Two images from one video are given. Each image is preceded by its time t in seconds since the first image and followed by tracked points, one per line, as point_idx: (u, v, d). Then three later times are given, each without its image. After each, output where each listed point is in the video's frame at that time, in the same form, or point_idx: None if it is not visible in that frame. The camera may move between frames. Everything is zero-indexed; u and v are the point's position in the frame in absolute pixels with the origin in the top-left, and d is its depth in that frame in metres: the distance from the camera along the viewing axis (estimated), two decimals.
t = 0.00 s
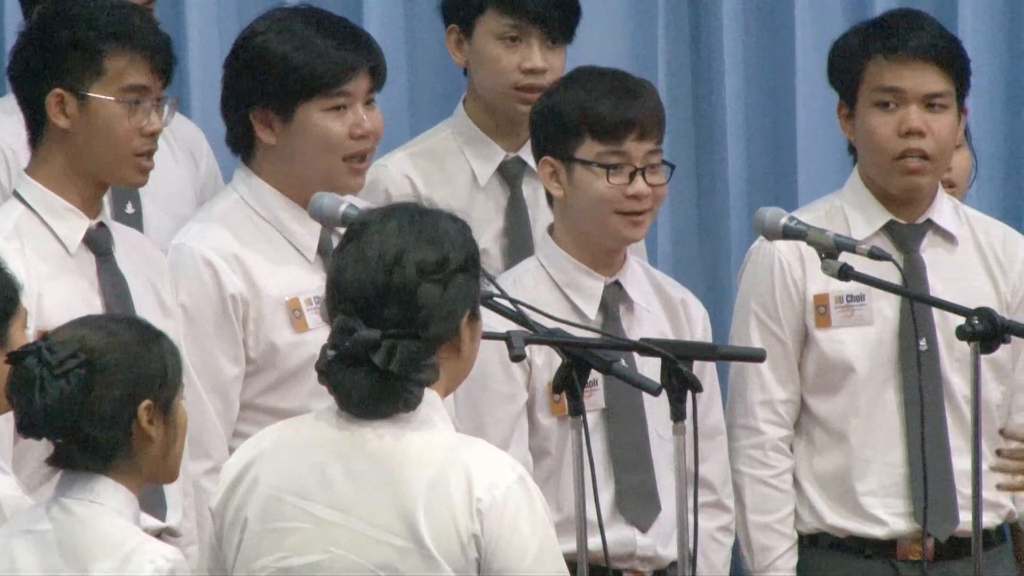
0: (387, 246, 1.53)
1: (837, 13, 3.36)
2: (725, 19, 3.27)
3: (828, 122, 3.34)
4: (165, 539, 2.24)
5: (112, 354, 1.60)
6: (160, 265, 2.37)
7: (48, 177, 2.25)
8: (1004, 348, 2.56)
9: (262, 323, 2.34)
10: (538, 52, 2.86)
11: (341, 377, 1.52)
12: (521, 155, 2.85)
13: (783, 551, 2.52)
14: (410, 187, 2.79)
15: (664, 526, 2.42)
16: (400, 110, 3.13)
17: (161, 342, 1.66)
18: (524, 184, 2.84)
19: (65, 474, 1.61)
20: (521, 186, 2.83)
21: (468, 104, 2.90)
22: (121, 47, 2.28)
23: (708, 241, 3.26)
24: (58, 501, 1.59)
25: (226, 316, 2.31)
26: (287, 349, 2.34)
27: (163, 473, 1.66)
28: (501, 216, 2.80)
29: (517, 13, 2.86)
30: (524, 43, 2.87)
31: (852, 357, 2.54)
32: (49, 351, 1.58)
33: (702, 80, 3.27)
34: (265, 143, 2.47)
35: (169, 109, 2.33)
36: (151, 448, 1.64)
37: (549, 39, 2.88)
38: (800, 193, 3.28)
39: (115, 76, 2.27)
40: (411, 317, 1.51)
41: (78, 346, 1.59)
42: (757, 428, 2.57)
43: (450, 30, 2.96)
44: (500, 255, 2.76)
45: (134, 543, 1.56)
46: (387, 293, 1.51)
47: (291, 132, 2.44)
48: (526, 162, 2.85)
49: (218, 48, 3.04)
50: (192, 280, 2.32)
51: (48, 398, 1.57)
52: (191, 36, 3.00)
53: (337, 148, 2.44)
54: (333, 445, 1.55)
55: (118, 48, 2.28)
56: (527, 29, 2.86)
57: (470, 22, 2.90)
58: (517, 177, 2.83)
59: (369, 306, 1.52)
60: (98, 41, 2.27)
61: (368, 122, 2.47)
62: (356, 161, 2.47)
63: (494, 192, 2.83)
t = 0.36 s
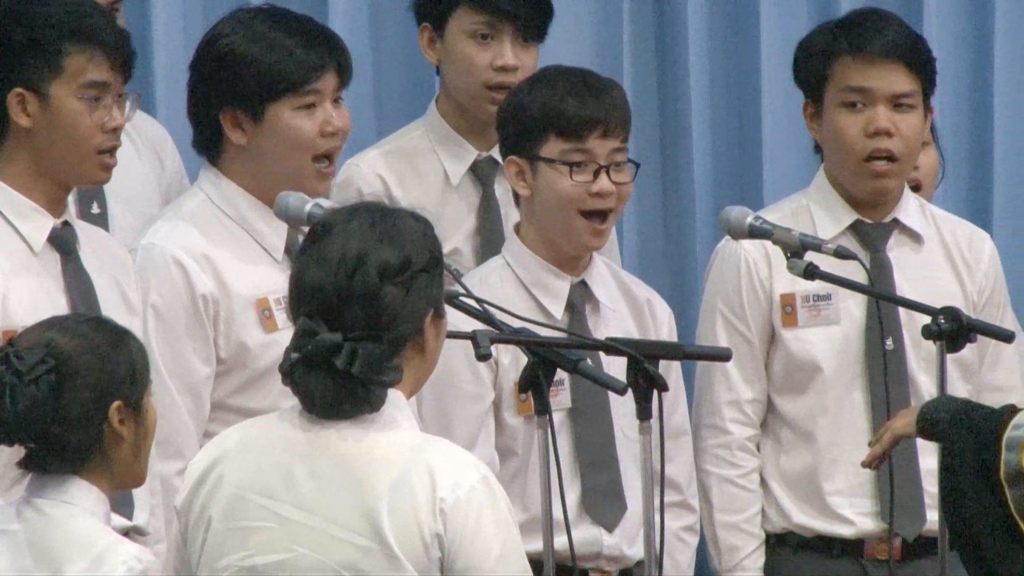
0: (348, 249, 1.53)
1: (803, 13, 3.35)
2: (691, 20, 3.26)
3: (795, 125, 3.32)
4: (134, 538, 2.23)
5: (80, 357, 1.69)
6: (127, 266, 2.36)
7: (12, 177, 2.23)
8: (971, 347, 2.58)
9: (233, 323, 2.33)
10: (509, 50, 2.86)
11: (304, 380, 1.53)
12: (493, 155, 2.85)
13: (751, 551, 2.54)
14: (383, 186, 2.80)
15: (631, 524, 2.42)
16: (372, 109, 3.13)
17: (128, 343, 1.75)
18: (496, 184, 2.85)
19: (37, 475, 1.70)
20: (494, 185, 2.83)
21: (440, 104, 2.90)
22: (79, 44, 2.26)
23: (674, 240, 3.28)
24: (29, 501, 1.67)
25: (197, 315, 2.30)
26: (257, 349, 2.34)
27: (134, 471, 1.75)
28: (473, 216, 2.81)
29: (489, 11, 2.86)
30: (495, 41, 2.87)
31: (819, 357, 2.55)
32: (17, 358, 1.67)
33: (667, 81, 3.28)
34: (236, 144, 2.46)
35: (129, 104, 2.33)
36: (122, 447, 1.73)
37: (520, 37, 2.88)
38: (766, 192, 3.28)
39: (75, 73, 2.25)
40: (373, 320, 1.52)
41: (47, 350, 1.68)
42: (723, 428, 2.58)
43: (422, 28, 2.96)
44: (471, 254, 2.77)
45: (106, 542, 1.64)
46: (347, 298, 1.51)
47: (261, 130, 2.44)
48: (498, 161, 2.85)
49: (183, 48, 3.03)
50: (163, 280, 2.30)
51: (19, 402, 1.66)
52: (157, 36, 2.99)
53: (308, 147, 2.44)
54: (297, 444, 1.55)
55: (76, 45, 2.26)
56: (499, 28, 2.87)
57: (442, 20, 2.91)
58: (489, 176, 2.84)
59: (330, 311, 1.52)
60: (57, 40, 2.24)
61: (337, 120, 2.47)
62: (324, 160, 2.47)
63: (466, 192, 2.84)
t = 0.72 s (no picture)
0: (325, 250, 1.53)
1: (785, 10, 3.34)
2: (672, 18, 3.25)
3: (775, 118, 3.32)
4: (116, 534, 2.22)
5: (60, 355, 1.69)
6: (109, 264, 2.34)
7: None
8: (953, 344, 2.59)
9: (213, 320, 2.33)
10: (494, 45, 2.86)
11: (284, 381, 1.53)
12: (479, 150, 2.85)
13: (733, 547, 2.54)
14: (368, 182, 2.79)
15: (612, 521, 2.42)
16: (357, 105, 3.13)
17: (106, 339, 1.75)
18: (482, 180, 2.85)
19: (18, 475, 1.69)
20: (479, 181, 2.83)
21: (426, 100, 2.90)
22: (50, 40, 2.24)
23: (654, 237, 3.27)
24: (11, 501, 1.67)
25: (177, 313, 2.30)
26: (238, 347, 2.33)
27: (115, 467, 1.75)
28: (459, 212, 2.81)
29: (474, 6, 2.86)
30: (480, 36, 2.87)
31: (800, 354, 2.56)
32: None
33: (649, 79, 3.28)
34: (214, 139, 2.45)
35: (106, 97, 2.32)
36: (103, 444, 1.73)
37: (506, 33, 2.88)
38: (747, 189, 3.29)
39: (51, 67, 2.24)
40: (352, 320, 1.52)
41: (26, 350, 1.67)
42: (706, 424, 2.59)
43: (407, 24, 2.96)
44: (457, 250, 2.77)
45: (90, 540, 1.64)
46: (325, 299, 1.51)
47: (236, 124, 2.43)
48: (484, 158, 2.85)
49: (166, 44, 3.03)
50: (144, 276, 2.30)
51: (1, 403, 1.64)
52: (139, 33, 2.99)
53: (284, 139, 2.44)
54: (277, 441, 1.55)
55: (48, 40, 2.24)
56: (483, 23, 2.86)
57: (427, 15, 2.91)
58: (474, 173, 2.84)
59: (308, 314, 1.52)
60: (30, 35, 2.23)
61: (314, 111, 2.47)
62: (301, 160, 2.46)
63: (452, 188, 2.83)
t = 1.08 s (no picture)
0: (305, 245, 1.52)
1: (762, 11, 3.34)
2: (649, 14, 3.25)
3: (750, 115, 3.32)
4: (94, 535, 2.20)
5: (37, 355, 1.68)
6: (87, 264, 2.30)
7: None
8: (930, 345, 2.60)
9: (185, 320, 2.33)
10: (471, 44, 2.86)
11: (265, 379, 1.52)
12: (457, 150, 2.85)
13: (709, 546, 2.55)
14: (347, 181, 2.79)
15: (589, 520, 2.42)
16: (334, 104, 3.12)
17: (83, 338, 1.74)
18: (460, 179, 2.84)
19: None
20: (457, 179, 2.83)
21: (404, 99, 2.90)
22: (25, 38, 2.24)
23: (631, 235, 3.27)
24: None
25: (147, 314, 2.29)
26: (208, 347, 2.33)
27: (92, 464, 1.76)
28: (438, 211, 2.80)
29: (452, 5, 2.86)
30: (458, 35, 2.87)
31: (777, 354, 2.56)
32: None
33: (626, 79, 3.27)
34: (185, 138, 2.46)
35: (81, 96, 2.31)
36: (80, 444, 1.73)
37: (484, 32, 2.88)
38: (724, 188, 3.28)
39: (25, 67, 2.23)
40: (332, 316, 1.51)
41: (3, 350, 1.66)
42: (682, 424, 2.59)
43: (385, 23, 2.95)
44: (436, 249, 2.77)
45: (67, 541, 1.63)
46: (306, 293, 1.51)
47: (208, 124, 2.43)
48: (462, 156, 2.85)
49: (142, 44, 3.01)
50: (114, 276, 2.30)
51: None
52: (115, 33, 2.98)
53: (254, 138, 2.43)
54: (259, 440, 1.54)
55: (22, 39, 2.24)
56: (460, 22, 2.87)
57: (405, 14, 2.90)
58: (453, 171, 2.83)
59: (289, 308, 1.52)
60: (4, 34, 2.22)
61: (286, 111, 2.45)
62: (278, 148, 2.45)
63: (430, 186, 2.83)
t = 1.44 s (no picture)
0: (274, 239, 1.53)
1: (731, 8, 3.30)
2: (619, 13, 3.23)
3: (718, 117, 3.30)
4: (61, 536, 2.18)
5: (7, 354, 1.70)
6: (57, 263, 2.27)
7: None
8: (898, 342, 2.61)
9: (150, 315, 2.31)
10: (437, 46, 2.85)
11: (234, 369, 1.52)
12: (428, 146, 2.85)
13: (673, 543, 2.55)
14: (316, 180, 2.77)
15: (555, 518, 2.42)
16: (302, 103, 3.10)
17: (57, 342, 1.76)
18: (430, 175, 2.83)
19: None
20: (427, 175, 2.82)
21: (373, 98, 2.89)
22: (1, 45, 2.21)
23: (599, 235, 3.27)
24: None
25: (112, 309, 2.27)
26: (174, 342, 2.31)
27: (60, 468, 1.77)
28: (407, 206, 2.79)
29: (418, 7, 2.84)
30: (424, 37, 2.85)
31: (744, 350, 2.56)
32: None
33: (594, 79, 3.26)
34: (154, 140, 2.43)
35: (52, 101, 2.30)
36: (48, 446, 1.74)
37: (450, 34, 2.86)
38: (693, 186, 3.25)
39: None
40: (299, 308, 1.51)
41: None
42: (648, 421, 2.59)
43: (354, 24, 2.93)
44: (404, 246, 2.76)
45: (34, 541, 1.65)
46: (273, 285, 1.51)
47: (178, 128, 2.41)
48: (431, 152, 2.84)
49: (110, 41, 2.99)
50: (79, 272, 2.27)
51: None
52: (83, 30, 2.95)
53: (226, 143, 2.42)
54: (233, 439, 1.54)
55: None
56: (428, 24, 2.85)
57: (373, 14, 2.88)
58: (422, 167, 2.82)
59: (256, 299, 1.51)
60: None
61: (256, 116, 2.45)
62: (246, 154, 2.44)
63: (400, 182, 2.82)
